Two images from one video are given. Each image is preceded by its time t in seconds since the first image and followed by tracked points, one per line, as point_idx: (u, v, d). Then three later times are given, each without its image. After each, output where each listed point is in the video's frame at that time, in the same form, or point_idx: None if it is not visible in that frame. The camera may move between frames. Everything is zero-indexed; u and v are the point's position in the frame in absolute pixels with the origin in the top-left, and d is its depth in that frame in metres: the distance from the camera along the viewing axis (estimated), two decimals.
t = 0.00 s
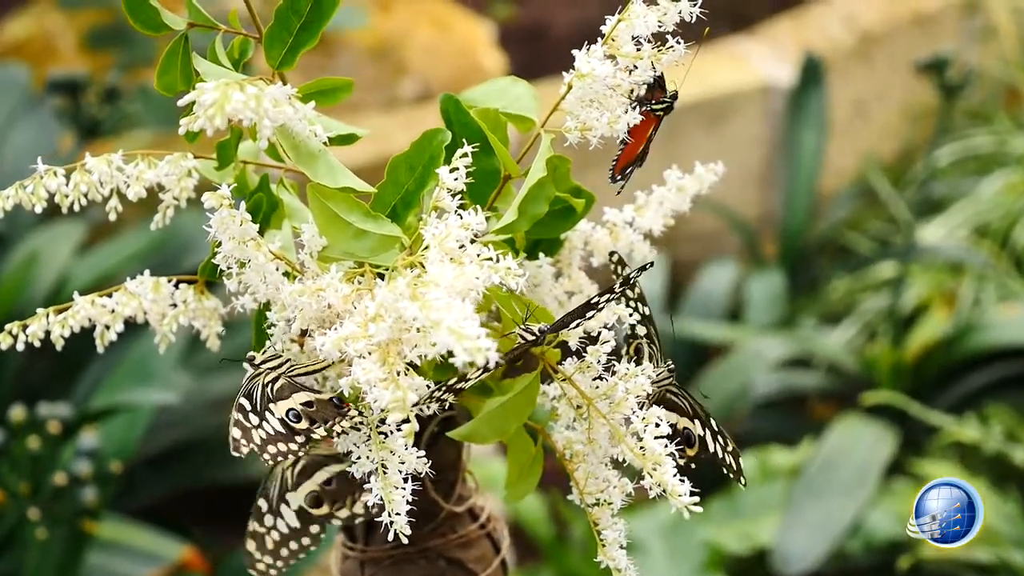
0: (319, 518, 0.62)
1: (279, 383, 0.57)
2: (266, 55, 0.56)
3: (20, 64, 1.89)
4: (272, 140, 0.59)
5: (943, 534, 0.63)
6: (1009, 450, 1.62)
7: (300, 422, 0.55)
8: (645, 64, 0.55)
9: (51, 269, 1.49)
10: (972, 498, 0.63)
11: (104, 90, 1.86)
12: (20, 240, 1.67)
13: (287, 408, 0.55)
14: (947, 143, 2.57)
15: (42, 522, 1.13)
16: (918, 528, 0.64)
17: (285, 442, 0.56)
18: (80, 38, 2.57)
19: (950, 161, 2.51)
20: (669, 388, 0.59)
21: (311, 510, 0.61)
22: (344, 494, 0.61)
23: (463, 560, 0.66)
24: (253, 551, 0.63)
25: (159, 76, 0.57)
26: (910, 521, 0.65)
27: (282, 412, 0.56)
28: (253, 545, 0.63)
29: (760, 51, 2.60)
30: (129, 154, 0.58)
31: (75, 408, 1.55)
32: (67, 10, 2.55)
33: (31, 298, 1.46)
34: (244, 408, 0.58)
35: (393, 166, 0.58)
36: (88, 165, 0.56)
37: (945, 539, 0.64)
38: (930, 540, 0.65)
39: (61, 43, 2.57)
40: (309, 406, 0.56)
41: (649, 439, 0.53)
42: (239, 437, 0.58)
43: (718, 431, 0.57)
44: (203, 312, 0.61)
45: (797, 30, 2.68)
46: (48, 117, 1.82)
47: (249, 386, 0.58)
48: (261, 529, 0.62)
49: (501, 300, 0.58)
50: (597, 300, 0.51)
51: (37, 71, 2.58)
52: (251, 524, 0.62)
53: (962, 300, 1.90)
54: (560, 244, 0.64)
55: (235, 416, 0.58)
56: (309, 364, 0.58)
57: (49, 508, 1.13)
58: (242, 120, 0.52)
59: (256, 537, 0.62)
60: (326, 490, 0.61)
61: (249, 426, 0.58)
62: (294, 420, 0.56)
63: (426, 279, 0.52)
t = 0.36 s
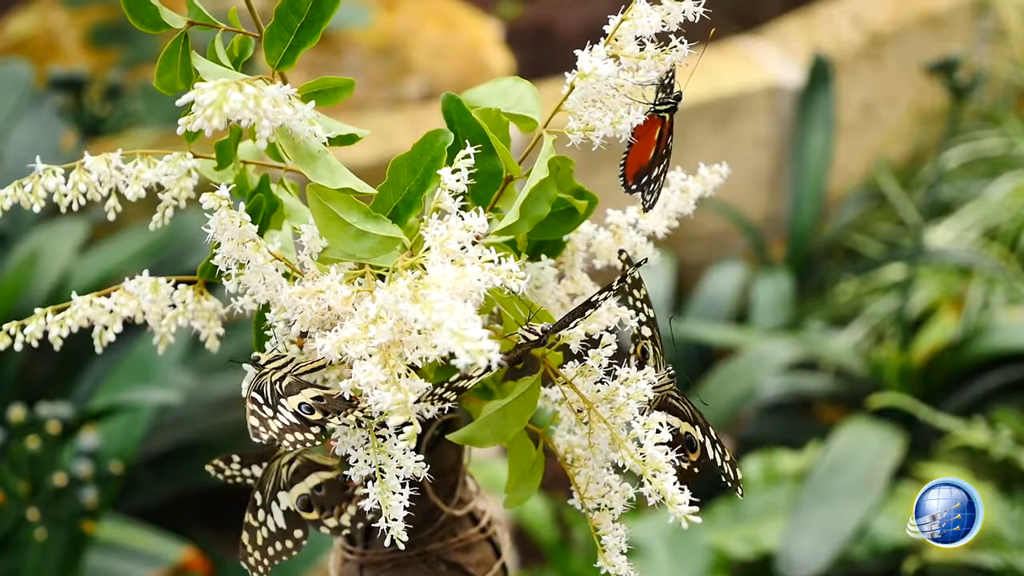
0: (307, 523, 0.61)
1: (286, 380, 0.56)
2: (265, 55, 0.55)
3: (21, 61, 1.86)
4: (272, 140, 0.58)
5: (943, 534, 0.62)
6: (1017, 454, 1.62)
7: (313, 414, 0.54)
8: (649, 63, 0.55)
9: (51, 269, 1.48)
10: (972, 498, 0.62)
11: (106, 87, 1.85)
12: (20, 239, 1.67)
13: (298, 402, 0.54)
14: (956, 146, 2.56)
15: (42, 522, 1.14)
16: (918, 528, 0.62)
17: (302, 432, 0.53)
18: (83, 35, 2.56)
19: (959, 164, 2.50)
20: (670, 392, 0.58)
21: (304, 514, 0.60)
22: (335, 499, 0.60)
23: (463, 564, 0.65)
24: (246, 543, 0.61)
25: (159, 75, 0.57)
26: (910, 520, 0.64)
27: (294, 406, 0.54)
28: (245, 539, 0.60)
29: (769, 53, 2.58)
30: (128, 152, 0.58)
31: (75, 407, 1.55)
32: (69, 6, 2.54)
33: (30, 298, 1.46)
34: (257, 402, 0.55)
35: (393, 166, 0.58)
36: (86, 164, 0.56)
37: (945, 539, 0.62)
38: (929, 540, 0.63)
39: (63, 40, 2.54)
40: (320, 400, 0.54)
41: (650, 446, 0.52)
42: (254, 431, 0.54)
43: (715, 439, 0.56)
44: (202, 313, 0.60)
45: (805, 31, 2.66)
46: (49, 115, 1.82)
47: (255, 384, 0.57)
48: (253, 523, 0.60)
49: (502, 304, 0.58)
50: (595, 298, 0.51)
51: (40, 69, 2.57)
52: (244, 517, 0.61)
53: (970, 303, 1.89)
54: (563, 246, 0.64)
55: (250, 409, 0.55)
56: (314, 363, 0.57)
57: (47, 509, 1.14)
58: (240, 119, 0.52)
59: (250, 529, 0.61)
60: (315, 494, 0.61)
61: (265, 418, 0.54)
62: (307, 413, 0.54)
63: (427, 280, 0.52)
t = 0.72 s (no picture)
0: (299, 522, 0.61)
1: (285, 374, 0.55)
2: (264, 51, 0.55)
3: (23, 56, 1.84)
4: (271, 137, 0.57)
5: (943, 534, 0.62)
6: None
7: (310, 413, 0.53)
8: (651, 61, 0.54)
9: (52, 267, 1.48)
10: (972, 498, 0.62)
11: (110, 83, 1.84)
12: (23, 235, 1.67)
13: (295, 400, 0.53)
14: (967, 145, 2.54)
15: (41, 521, 1.14)
16: (918, 528, 0.62)
17: (298, 428, 0.53)
18: (87, 30, 2.55)
19: (969, 163, 2.48)
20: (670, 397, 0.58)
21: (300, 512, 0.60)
22: (336, 500, 0.60)
23: (463, 566, 0.64)
24: (231, 532, 0.60)
25: (157, 71, 0.56)
26: (909, 520, 0.63)
27: (291, 403, 0.53)
28: (230, 527, 0.60)
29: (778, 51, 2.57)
30: (127, 150, 0.57)
31: (78, 405, 1.55)
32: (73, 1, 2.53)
33: (30, 296, 1.46)
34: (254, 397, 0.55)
35: (393, 164, 0.57)
36: (84, 161, 0.55)
37: (945, 539, 0.62)
38: (929, 540, 0.63)
39: (67, 36, 2.54)
40: (317, 399, 0.54)
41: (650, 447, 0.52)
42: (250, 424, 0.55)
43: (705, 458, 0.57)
44: (200, 312, 0.60)
45: (815, 29, 2.64)
46: (52, 111, 1.82)
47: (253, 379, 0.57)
48: (243, 515, 0.60)
49: (505, 297, 0.57)
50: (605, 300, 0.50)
51: (42, 64, 2.55)
52: (232, 507, 0.60)
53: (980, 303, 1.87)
54: (564, 245, 0.63)
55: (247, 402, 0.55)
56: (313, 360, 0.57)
57: (47, 507, 1.14)
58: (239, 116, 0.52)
59: (238, 519, 0.60)
60: (314, 494, 0.60)
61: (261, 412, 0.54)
62: (303, 411, 0.53)
63: (425, 278, 0.51)
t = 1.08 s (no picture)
0: (299, 521, 0.60)
1: (285, 378, 0.55)
2: (265, 50, 0.54)
3: (29, 52, 1.84)
4: (271, 137, 0.57)
5: (943, 534, 0.62)
6: None
7: (313, 415, 0.53)
8: (656, 61, 0.53)
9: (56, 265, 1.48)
10: (972, 498, 0.62)
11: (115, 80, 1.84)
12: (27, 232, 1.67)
13: (297, 403, 0.53)
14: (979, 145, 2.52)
15: (41, 520, 1.14)
16: (918, 528, 0.62)
17: (300, 430, 0.52)
18: (94, 26, 2.55)
19: (982, 164, 2.46)
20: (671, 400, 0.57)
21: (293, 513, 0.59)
22: (328, 500, 0.59)
23: (463, 570, 0.64)
24: (231, 541, 0.59)
25: (158, 70, 0.56)
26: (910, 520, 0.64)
27: (291, 406, 0.53)
28: (230, 535, 0.59)
29: (790, 50, 2.55)
30: (126, 148, 0.57)
31: (80, 403, 1.57)
32: None
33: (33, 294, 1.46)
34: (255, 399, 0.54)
35: (394, 164, 0.56)
36: (83, 159, 0.55)
37: (945, 539, 0.62)
38: (929, 540, 0.64)
39: (74, 32, 2.54)
40: (318, 401, 0.54)
41: (652, 451, 0.51)
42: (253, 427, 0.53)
43: (722, 447, 0.56)
44: (200, 312, 0.59)
45: (827, 27, 2.62)
46: (57, 108, 1.82)
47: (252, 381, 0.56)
48: (241, 520, 0.59)
49: (507, 301, 0.56)
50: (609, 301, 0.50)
51: (49, 60, 2.55)
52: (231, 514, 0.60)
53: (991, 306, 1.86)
54: (567, 247, 0.62)
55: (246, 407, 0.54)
56: (314, 362, 0.56)
57: (48, 507, 1.16)
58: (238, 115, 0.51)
59: (236, 526, 0.59)
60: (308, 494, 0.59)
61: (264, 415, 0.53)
62: (304, 414, 0.53)
63: (426, 280, 0.51)
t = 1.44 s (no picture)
0: (285, 515, 0.59)
1: (280, 381, 0.54)
2: (259, 50, 0.54)
3: (31, 52, 1.84)
4: (266, 137, 0.57)
5: (944, 534, 0.67)
6: None
7: (310, 417, 0.53)
8: (654, 61, 0.53)
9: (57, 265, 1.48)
10: (971, 499, 0.67)
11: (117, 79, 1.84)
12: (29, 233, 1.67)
13: (295, 405, 0.53)
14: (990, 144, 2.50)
15: (41, 523, 1.15)
16: (919, 528, 0.67)
17: (299, 433, 0.52)
18: (98, 26, 2.56)
19: (992, 163, 2.45)
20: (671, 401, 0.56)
21: (286, 507, 0.59)
22: (318, 498, 0.58)
23: (462, 573, 0.63)
24: (218, 517, 0.59)
25: (152, 69, 0.56)
26: (911, 521, 0.69)
27: (288, 409, 0.53)
28: (218, 513, 0.59)
29: (798, 48, 2.54)
30: (121, 148, 0.57)
31: (80, 404, 1.58)
32: None
33: (35, 293, 1.46)
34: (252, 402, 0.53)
35: (389, 165, 0.56)
36: (78, 159, 0.55)
37: (945, 538, 0.68)
38: (930, 540, 0.68)
39: (78, 31, 2.54)
40: (315, 404, 0.53)
41: (650, 455, 0.51)
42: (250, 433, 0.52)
43: (719, 440, 0.56)
44: (196, 313, 0.59)
45: (835, 25, 2.60)
46: (58, 108, 1.82)
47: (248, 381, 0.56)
48: (229, 503, 0.59)
49: (502, 304, 0.56)
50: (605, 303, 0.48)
51: (52, 59, 2.54)
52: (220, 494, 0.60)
53: (1001, 306, 1.85)
54: (565, 248, 0.62)
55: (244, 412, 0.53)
56: (308, 364, 0.56)
57: (48, 510, 1.16)
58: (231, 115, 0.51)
59: (225, 506, 0.59)
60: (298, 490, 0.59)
61: (262, 419, 0.53)
62: (302, 417, 0.53)
63: (420, 282, 0.50)
